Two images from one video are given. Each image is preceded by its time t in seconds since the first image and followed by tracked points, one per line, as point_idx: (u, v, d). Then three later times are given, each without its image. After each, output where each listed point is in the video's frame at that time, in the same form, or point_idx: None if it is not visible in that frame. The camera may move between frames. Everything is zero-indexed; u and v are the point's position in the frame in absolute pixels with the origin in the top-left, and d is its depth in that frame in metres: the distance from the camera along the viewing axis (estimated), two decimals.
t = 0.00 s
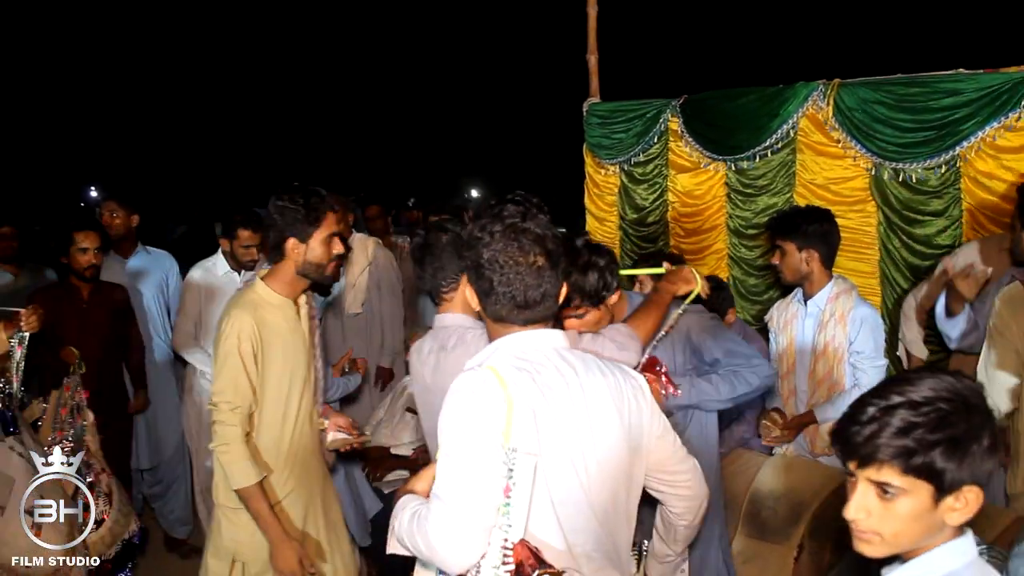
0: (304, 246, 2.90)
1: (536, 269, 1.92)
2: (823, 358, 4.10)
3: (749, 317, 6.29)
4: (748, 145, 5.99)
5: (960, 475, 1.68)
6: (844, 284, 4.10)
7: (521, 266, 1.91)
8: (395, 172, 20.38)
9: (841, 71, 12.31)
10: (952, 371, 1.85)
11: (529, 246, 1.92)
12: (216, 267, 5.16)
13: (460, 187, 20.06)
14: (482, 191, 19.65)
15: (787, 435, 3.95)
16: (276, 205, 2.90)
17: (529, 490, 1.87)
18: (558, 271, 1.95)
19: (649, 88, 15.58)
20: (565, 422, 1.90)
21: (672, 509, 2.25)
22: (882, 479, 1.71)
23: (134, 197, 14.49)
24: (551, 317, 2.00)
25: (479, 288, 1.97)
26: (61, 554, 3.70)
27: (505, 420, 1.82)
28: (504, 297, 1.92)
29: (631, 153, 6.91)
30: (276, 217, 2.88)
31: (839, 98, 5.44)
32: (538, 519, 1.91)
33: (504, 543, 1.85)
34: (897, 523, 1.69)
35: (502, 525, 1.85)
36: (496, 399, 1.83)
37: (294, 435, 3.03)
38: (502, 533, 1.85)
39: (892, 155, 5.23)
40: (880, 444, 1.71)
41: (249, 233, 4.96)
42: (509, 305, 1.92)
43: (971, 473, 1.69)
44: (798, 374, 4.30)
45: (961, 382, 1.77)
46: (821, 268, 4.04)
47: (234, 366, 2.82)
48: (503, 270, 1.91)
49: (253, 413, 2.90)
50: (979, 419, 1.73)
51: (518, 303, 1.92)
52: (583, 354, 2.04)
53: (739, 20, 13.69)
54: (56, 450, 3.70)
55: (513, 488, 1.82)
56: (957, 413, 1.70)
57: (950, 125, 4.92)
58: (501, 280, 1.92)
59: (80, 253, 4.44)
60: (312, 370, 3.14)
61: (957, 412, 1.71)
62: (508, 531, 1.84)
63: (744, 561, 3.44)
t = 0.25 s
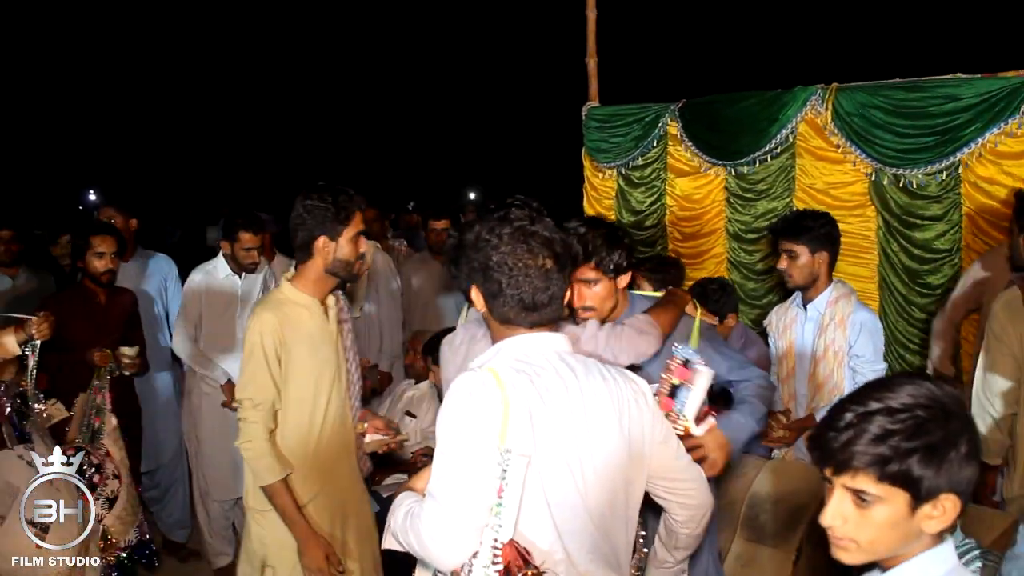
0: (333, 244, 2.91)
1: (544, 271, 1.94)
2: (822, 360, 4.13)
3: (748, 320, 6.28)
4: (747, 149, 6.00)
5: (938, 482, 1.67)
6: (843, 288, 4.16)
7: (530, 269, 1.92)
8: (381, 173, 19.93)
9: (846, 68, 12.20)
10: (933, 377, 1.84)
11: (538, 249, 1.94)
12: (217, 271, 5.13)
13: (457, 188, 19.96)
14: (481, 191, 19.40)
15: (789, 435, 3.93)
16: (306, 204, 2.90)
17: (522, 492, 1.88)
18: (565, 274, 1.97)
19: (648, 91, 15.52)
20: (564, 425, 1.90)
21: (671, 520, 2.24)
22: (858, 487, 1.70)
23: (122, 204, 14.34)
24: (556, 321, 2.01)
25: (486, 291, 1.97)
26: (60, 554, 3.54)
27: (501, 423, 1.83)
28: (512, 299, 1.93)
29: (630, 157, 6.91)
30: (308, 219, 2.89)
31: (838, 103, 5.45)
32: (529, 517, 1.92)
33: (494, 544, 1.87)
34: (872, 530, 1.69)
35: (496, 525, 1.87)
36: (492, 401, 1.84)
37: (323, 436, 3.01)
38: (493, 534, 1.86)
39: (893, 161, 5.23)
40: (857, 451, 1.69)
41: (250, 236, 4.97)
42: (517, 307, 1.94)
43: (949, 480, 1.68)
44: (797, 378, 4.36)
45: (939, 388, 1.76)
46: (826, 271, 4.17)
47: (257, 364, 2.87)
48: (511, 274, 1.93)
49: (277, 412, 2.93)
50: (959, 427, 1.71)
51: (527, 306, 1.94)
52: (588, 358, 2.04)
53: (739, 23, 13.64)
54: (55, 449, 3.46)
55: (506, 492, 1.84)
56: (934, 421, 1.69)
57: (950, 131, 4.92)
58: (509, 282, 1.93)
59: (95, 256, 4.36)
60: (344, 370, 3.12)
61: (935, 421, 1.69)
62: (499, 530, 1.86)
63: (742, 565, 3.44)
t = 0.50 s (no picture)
0: (348, 244, 2.91)
1: (538, 273, 1.94)
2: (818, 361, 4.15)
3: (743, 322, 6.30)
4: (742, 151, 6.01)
5: (919, 484, 1.65)
6: (839, 290, 4.22)
7: (524, 270, 1.92)
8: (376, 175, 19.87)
9: (847, 68, 12.10)
10: (919, 379, 1.82)
11: (533, 251, 1.94)
12: (211, 271, 5.09)
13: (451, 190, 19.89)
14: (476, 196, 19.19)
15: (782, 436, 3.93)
16: (317, 205, 2.88)
17: (506, 491, 1.89)
18: (560, 278, 1.97)
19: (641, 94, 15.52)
20: (554, 425, 1.91)
21: (679, 530, 2.20)
22: (838, 488, 1.68)
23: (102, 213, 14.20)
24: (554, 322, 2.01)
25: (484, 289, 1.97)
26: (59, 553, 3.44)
27: (487, 421, 1.85)
28: (507, 299, 1.93)
29: (624, 159, 6.92)
30: (323, 221, 2.86)
31: (832, 104, 5.46)
32: (516, 516, 1.93)
33: (479, 541, 1.88)
34: (853, 532, 1.67)
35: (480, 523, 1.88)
36: (479, 400, 1.86)
37: (333, 436, 3.02)
38: (477, 532, 1.88)
39: (890, 163, 5.23)
40: (837, 452, 1.68)
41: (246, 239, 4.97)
42: (510, 307, 1.94)
43: (931, 482, 1.66)
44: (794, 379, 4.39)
45: (921, 389, 1.73)
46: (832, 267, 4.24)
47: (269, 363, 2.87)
48: (506, 274, 1.93)
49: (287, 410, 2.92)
50: (942, 427, 1.69)
51: (521, 307, 1.93)
52: (588, 359, 2.04)
53: (733, 26, 13.64)
54: (55, 448, 3.38)
55: (491, 491, 1.85)
56: (916, 422, 1.67)
57: (945, 134, 4.93)
58: (504, 281, 1.93)
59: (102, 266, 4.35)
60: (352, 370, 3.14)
61: (917, 423, 1.67)
62: (482, 528, 1.87)
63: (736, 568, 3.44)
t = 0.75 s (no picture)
0: (349, 240, 3.04)
1: (527, 270, 1.95)
2: (812, 357, 4.17)
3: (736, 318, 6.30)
4: (734, 147, 6.02)
5: (898, 481, 1.66)
6: (832, 287, 4.24)
7: (514, 267, 1.94)
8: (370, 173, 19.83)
9: (848, 57, 11.97)
10: (903, 374, 1.82)
11: (524, 249, 1.95)
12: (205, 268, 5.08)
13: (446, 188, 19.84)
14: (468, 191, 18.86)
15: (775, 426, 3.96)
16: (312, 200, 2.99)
17: (489, 490, 1.93)
18: (551, 275, 1.98)
19: (637, 90, 15.50)
20: (540, 423, 1.94)
21: (685, 518, 2.20)
22: (816, 483, 1.69)
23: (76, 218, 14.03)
24: (546, 318, 2.03)
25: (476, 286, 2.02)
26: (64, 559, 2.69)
27: (472, 421, 1.90)
28: (498, 296, 1.96)
29: (619, 156, 6.92)
30: (324, 217, 2.97)
31: (824, 100, 5.47)
32: (502, 515, 1.95)
33: (461, 540, 1.92)
34: (831, 527, 1.69)
35: (464, 522, 1.92)
36: (465, 400, 1.90)
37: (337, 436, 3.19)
38: (459, 531, 1.92)
39: (880, 158, 5.24)
40: (815, 446, 1.68)
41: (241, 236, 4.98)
42: (502, 303, 1.96)
43: (910, 479, 1.67)
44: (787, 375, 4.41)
45: (905, 383, 1.73)
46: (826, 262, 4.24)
47: (276, 364, 3.00)
48: (498, 271, 1.95)
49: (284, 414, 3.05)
50: (923, 423, 1.69)
51: (513, 304, 1.96)
52: (583, 356, 2.05)
53: (728, 21, 13.63)
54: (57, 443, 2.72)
55: (475, 491, 1.89)
56: (896, 418, 1.67)
57: (936, 129, 4.95)
58: (496, 278, 1.95)
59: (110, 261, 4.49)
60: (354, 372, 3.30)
61: (897, 419, 1.67)
62: (464, 527, 1.92)
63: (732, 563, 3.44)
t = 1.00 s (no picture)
0: (332, 240, 3.05)
1: (521, 267, 1.95)
2: (804, 354, 4.19)
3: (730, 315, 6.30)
4: (729, 144, 6.03)
5: (876, 480, 1.66)
6: (826, 283, 4.25)
7: (508, 264, 1.95)
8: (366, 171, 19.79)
9: (871, 50, 11.59)
10: (884, 374, 1.83)
11: (518, 246, 1.95)
12: (199, 265, 5.08)
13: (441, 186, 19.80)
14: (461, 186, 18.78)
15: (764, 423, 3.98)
16: (307, 195, 3.04)
17: (481, 489, 1.93)
18: (546, 273, 1.98)
19: (632, 87, 15.48)
20: (533, 421, 1.95)
21: (680, 519, 2.22)
22: (793, 482, 1.70)
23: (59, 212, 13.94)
24: (542, 316, 2.03)
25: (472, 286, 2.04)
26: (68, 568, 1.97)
27: (466, 420, 1.89)
28: (492, 294, 1.96)
29: (614, 154, 6.92)
30: (308, 212, 3.02)
31: (818, 97, 5.48)
32: (493, 515, 1.95)
33: (450, 540, 1.90)
34: (811, 528, 1.70)
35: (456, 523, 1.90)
36: (459, 399, 1.89)
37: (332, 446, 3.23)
38: (450, 531, 1.90)
39: (873, 154, 5.25)
40: (793, 444, 1.69)
41: (236, 234, 4.98)
42: (497, 301, 1.96)
43: (889, 479, 1.67)
44: (780, 372, 4.43)
45: (883, 382, 1.74)
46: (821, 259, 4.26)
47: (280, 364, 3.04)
48: (492, 268, 1.95)
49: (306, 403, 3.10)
50: (901, 421, 1.70)
51: (507, 304, 1.96)
52: (578, 353, 2.06)
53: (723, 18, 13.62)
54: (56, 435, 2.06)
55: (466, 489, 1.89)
56: (874, 417, 1.68)
57: (929, 126, 4.97)
58: (489, 275, 1.96)
59: (115, 260, 4.40)
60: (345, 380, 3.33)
61: (875, 418, 1.68)
62: (453, 527, 1.90)
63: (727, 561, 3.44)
